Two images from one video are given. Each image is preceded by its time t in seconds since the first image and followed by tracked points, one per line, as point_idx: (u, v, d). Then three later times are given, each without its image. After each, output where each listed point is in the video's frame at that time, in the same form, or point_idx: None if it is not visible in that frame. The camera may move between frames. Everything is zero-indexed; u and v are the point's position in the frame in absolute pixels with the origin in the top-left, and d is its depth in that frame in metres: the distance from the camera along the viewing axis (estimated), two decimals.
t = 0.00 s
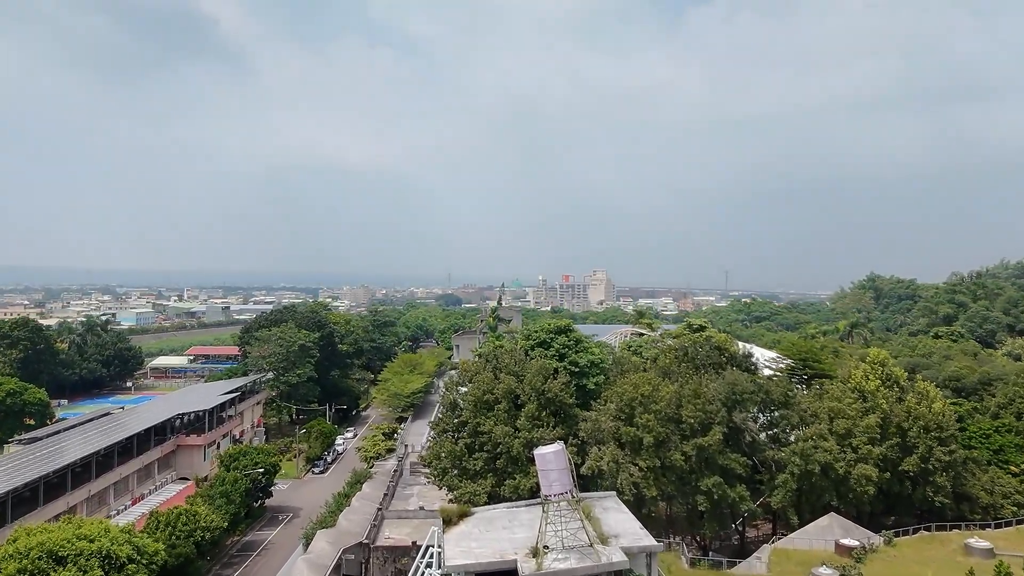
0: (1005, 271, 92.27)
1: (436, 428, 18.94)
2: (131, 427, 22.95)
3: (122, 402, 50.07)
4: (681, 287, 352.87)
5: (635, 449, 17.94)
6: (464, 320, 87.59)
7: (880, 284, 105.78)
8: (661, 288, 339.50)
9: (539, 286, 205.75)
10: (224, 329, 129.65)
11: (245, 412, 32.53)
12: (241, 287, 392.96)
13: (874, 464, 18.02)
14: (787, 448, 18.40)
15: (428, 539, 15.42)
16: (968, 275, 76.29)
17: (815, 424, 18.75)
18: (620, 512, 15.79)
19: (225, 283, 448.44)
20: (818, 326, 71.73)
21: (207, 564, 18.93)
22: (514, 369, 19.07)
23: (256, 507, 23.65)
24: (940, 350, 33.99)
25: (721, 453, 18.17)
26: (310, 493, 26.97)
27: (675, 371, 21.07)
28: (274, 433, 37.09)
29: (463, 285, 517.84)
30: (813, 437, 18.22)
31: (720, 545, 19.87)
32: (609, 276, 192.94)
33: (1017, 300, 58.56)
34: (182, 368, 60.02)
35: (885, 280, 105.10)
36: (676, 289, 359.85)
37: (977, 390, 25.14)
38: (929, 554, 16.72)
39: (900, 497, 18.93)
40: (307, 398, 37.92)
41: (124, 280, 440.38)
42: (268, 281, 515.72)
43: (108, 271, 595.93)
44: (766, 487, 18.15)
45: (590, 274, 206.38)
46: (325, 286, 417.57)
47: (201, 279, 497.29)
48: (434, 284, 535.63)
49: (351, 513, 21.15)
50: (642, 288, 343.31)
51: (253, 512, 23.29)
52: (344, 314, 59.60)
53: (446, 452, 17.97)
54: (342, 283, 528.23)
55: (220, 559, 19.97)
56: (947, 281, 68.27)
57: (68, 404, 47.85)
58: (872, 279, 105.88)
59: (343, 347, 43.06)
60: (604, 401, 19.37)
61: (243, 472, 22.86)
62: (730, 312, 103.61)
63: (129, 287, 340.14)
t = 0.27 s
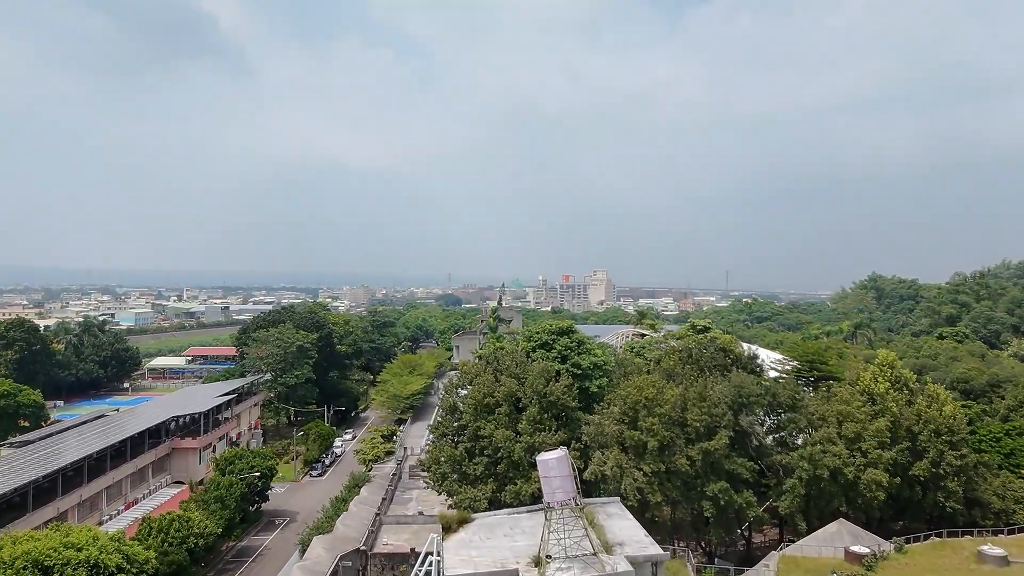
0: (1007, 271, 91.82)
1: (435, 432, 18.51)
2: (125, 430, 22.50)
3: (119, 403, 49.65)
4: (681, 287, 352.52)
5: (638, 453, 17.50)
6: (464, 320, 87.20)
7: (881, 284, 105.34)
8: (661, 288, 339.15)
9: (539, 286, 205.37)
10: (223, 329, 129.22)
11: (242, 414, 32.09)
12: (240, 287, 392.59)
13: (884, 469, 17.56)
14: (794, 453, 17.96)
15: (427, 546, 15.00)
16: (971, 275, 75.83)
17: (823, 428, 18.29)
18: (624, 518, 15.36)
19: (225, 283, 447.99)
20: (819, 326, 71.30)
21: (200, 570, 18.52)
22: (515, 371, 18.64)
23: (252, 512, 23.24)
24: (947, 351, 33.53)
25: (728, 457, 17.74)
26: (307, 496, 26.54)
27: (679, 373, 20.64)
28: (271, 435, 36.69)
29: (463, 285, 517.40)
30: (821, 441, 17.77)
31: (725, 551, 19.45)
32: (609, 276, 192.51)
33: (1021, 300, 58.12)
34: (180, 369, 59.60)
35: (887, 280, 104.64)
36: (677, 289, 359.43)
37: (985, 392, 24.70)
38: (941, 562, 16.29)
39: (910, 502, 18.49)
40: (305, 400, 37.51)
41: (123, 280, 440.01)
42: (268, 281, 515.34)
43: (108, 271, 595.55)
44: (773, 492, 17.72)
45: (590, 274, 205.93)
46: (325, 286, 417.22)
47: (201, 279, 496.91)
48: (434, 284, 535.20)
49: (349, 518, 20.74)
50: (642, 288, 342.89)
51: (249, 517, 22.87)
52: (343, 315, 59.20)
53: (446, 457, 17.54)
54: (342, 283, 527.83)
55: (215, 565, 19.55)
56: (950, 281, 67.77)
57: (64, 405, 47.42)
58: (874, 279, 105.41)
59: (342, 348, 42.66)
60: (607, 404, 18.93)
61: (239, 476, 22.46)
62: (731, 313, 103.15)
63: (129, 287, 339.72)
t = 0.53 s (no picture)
0: (1009, 271, 91.42)
1: (434, 435, 18.09)
2: (118, 432, 22.07)
3: (116, 404, 49.22)
4: (681, 287, 352.16)
5: (642, 456, 17.10)
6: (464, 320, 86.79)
7: (883, 284, 104.94)
8: (661, 288, 338.76)
9: (539, 286, 205.00)
10: (222, 329, 128.81)
11: (238, 415, 31.67)
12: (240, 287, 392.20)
13: (893, 473, 17.16)
14: (801, 456, 17.56)
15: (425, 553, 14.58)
16: (973, 275, 75.42)
17: (830, 431, 17.88)
18: (627, 524, 14.95)
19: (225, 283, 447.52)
20: (821, 326, 70.86)
21: None
22: (516, 372, 18.23)
23: (247, 515, 22.84)
24: (952, 352, 33.10)
25: (733, 461, 17.35)
26: (304, 500, 26.13)
27: (683, 375, 20.24)
28: (269, 437, 36.29)
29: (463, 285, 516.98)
30: (829, 444, 17.37)
31: (730, 556, 19.06)
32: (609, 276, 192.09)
33: None
34: (178, 369, 59.18)
35: (888, 279, 104.21)
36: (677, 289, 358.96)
37: (993, 394, 24.29)
38: (952, 569, 15.90)
39: (919, 507, 18.11)
40: (303, 401, 37.09)
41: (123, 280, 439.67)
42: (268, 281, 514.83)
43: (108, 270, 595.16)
44: (779, 497, 17.33)
45: (590, 273, 205.48)
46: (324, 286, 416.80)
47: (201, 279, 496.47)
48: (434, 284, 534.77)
49: (346, 522, 20.34)
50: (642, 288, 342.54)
51: (245, 521, 22.48)
52: (342, 315, 58.76)
53: (445, 460, 17.12)
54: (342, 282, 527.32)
55: (209, 571, 19.15)
56: (953, 281, 67.33)
57: (60, 406, 46.98)
58: (875, 279, 104.98)
59: (340, 349, 42.23)
60: (609, 406, 18.51)
61: (234, 480, 22.06)
62: (731, 313, 102.72)
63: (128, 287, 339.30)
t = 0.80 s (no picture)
0: (1011, 271, 91.01)
1: (431, 438, 17.66)
2: (110, 435, 21.64)
3: (112, 405, 48.79)
4: (681, 287, 351.74)
5: (645, 460, 16.68)
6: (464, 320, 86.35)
7: (884, 284, 104.53)
8: (661, 288, 338.41)
9: (539, 286, 204.57)
10: (221, 329, 128.40)
11: (234, 417, 31.24)
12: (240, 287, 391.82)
13: (902, 477, 16.75)
14: (808, 460, 17.15)
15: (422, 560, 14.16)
16: (975, 275, 75.02)
17: (837, 434, 17.47)
18: (630, 530, 14.53)
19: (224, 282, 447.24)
20: (823, 326, 70.43)
21: None
22: (516, 374, 17.79)
23: (242, 519, 22.43)
24: (958, 352, 32.63)
25: (737, 465, 16.94)
26: (300, 503, 25.72)
27: (686, 376, 19.82)
28: (266, 438, 35.86)
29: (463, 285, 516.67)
30: (836, 448, 16.95)
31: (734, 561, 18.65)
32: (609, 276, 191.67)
33: None
34: (175, 370, 58.77)
35: (890, 279, 103.79)
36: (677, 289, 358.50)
37: (1001, 395, 23.86)
38: None
39: (927, 512, 17.70)
40: (300, 402, 36.66)
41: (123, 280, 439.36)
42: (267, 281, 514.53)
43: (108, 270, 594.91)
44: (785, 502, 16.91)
45: (590, 273, 205.09)
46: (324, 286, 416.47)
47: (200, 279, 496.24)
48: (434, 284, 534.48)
49: (342, 527, 19.93)
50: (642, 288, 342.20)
51: (240, 524, 22.07)
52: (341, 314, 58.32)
53: (443, 464, 16.69)
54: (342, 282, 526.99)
55: None
56: (955, 281, 66.86)
57: (56, 407, 46.56)
58: (876, 279, 104.53)
59: (338, 349, 41.79)
60: (611, 409, 18.08)
61: (228, 483, 21.65)
62: (732, 313, 102.29)
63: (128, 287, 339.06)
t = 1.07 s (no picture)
0: (1013, 271, 90.54)
1: (429, 442, 17.18)
2: (101, 437, 21.17)
3: (108, 406, 48.37)
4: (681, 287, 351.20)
5: (647, 465, 16.23)
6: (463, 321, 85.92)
7: (885, 284, 104.11)
8: (661, 288, 337.93)
9: (539, 286, 204.19)
10: (220, 329, 128.02)
11: (229, 418, 30.79)
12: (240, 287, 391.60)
13: (912, 482, 16.29)
14: (815, 465, 16.69)
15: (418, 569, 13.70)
16: (977, 275, 74.59)
17: (845, 438, 16.99)
18: (633, 538, 14.07)
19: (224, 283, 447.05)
20: (824, 326, 70.04)
21: None
22: (515, 376, 17.32)
23: (236, 524, 22.02)
24: (964, 353, 32.15)
25: (742, 470, 16.49)
26: (296, 506, 25.28)
27: (689, 379, 19.35)
28: (262, 440, 35.40)
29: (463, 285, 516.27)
30: (844, 452, 16.48)
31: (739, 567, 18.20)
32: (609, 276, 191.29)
33: None
34: (173, 370, 58.35)
35: (891, 280, 103.34)
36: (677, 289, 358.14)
37: (1010, 398, 23.40)
38: None
39: (937, 518, 17.25)
40: (298, 404, 36.21)
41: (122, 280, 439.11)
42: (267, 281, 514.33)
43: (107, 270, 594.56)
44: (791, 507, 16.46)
45: (590, 274, 204.71)
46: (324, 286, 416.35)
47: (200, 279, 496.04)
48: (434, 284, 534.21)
49: (337, 533, 19.49)
50: (642, 288, 341.87)
51: (233, 529, 21.64)
52: (339, 315, 57.87)
53: (440, 469, 16.21)
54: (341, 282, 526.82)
55: None
56: (958, 281, 66.38)
57: (51, 408, 46.12)
58: (877, 279, 104.07)
59: (336, 350, 41.35)
60: (612, 412, 17.62)
61: (221, 487, 21.22)
62: (732, 313, 101.90)
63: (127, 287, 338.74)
